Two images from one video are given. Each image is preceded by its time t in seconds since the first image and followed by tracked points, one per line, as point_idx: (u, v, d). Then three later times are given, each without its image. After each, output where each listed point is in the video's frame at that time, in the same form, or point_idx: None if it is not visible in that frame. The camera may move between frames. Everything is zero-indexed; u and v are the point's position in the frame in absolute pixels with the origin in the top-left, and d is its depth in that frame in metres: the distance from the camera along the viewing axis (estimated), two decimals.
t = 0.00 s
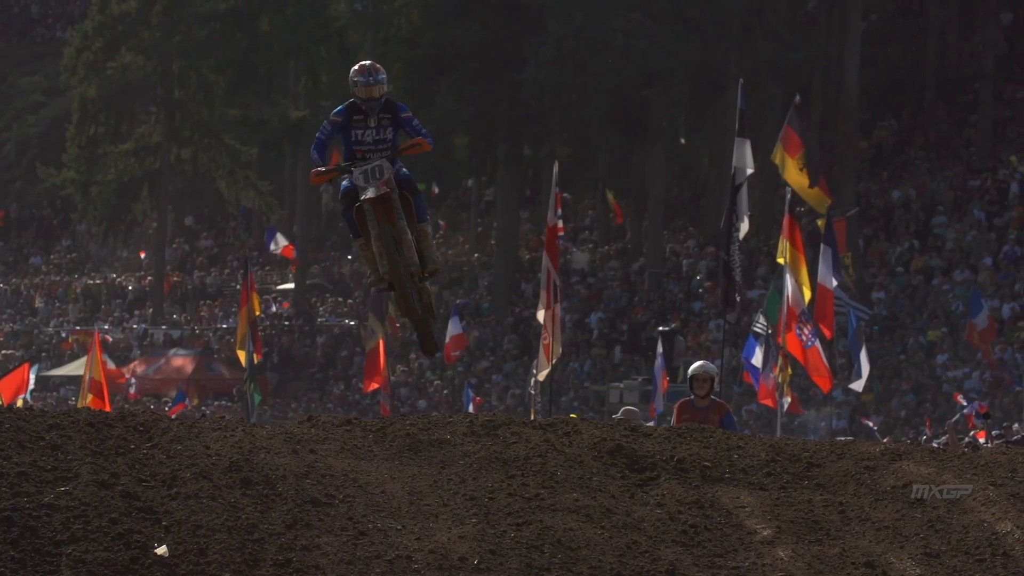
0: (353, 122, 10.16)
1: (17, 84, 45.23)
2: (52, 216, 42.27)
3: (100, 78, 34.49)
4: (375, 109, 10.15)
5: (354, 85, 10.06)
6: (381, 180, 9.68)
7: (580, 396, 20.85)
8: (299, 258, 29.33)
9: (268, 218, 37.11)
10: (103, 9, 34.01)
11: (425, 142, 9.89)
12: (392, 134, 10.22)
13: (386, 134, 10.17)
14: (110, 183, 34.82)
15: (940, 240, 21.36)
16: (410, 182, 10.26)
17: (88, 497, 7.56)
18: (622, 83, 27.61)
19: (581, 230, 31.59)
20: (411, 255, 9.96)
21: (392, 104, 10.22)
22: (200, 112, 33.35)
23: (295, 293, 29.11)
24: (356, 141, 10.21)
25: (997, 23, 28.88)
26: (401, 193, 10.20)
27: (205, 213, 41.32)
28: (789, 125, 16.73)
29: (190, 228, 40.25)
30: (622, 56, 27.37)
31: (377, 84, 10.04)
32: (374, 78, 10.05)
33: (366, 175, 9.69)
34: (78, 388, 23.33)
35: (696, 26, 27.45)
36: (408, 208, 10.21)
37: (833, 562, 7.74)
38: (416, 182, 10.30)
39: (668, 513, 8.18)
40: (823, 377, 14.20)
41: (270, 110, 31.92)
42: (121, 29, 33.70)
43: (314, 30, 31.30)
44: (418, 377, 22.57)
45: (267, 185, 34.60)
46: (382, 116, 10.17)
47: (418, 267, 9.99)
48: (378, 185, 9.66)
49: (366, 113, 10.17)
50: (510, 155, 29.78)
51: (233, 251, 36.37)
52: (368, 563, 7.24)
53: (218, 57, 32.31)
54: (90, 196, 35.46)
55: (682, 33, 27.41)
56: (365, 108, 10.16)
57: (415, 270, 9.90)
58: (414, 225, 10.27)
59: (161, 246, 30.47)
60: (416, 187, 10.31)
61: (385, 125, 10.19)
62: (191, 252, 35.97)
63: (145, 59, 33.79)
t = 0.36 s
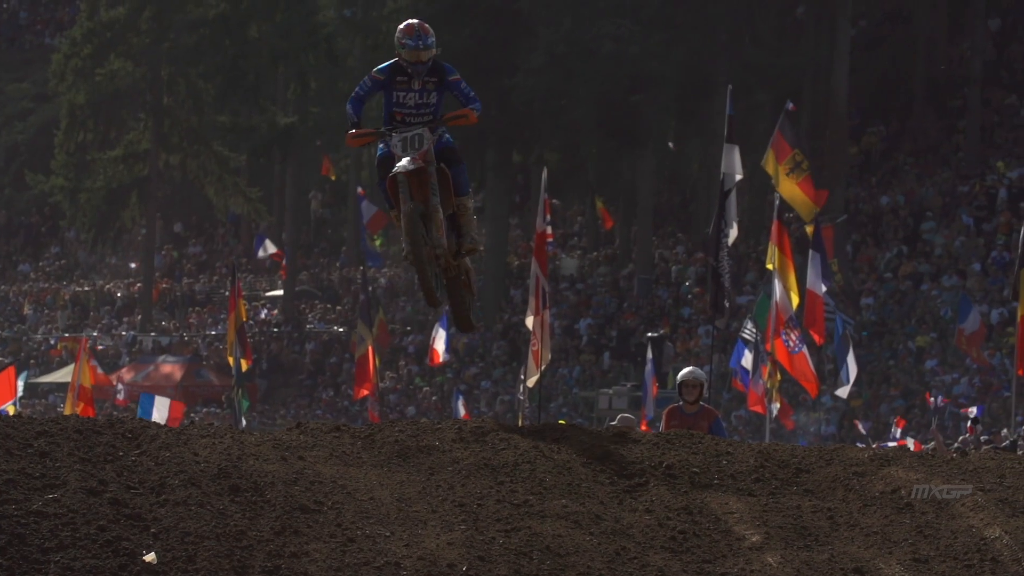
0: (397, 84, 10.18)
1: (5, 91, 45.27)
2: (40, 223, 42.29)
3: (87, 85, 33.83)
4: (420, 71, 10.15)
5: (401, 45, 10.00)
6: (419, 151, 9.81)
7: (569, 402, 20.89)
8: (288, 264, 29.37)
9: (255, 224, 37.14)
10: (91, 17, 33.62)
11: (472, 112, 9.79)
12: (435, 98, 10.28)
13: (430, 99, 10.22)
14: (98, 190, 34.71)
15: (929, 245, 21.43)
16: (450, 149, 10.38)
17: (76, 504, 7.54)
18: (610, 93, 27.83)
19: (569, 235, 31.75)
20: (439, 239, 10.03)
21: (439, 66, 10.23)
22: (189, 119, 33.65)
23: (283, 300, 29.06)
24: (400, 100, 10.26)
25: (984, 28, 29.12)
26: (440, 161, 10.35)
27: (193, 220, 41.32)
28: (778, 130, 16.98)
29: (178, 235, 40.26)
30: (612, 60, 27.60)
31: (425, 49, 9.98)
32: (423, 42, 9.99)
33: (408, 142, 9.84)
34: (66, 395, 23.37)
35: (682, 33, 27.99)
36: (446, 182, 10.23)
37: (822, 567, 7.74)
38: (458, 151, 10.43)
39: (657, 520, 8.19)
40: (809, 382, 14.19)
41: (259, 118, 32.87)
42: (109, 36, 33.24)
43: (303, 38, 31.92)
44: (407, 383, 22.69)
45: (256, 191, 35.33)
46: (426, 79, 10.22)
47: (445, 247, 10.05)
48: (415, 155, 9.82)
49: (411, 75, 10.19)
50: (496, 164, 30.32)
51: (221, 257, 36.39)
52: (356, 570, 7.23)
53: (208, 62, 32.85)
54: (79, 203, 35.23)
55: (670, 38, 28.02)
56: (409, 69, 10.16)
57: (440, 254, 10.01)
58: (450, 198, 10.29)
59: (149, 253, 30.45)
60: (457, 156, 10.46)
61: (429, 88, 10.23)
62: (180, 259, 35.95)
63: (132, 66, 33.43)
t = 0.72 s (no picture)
0: (420, 97, 10.04)
1: None
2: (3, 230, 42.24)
3: (51, 90, 34.23)
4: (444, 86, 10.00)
5: (426, 57, 9.81)
6: (442, 171, 9.72)
7: (530, 410, 20.87)
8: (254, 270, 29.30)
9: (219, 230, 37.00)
10: (55, 23, 33.20)
11: (504, 138, 9.61)
12: (457, 114, 10.15)
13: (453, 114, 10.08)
14: (61, 196, 34.06)
15: (891, 254, 21.53)
16: (472, 163, 10.28)
17: (36, 510, 7.53)
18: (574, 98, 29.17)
19: (534, 243, 32.05)
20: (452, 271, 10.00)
21: (464, 82, 10.09)
22: (152, 124, 33.62)
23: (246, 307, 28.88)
24: (423, 113, 10.12)
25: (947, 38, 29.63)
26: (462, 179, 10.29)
27: (156, 227, 41.16)
28: (741, 138, 17.22)
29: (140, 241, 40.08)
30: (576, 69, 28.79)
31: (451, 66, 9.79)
32: (449, 57, 9.81)
33: (430, 159, 9.75)
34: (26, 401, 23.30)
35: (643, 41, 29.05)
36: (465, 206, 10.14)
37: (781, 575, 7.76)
38: (481, 167, 10.34)
39: (618, 529, 8.21)
40: (768, 391, 14.20)
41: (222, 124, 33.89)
42: (71, 42, 32.85)
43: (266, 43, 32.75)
44: (369, 391, 22.66)
45: (218, 199, 34.97)
46: (451, 94, 10.06)
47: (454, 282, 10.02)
48: (438, 176, 9.73)
49: (435, 89, 10.04)
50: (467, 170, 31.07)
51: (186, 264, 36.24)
52: None
53: (171, 69, 33.26)
54: (40, 209, 34.65)
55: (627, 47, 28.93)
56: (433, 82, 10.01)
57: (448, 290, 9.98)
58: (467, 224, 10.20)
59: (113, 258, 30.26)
60: (479, 173, 10.37)
61: (452, 103, 10.09)
62: (143, 265, 35.74)
63: (97, 71, 33.19)
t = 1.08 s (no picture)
0: (449, 159, 9.56)
1: None
2: None
3: (20, 95, 33.30)
4: (475, 150, 9.55)
5: (456, 119, 9.31)
6: (484, 241, 9.01)
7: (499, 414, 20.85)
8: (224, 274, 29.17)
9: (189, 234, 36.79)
10: (23, 27, 33.22)
11: (552, 218, 8.83)
12: (488, 180, 9.71)
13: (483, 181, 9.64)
14: (31, 200, 33.32)
15: (861, 257, 21.63)
16: (512, 237, 9.69)
17: (4, 515, 7.47)
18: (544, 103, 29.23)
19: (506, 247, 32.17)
20: (487, 350, 9.18)
21: (496, 146, 9.64)
22: (120, 128, 33.35)
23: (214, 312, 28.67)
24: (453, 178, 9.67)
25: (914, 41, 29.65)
26: (500, 255, 9.64)
27: (126, 231, 40.93)
28: (713, 140, 17.30)
29: (109, 244, 39.83)
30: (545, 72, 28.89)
31: (484, 129, 9.28)
32: (483, 119, 9.31)
33: (472, 228, 9.00)
34: None
35: (616, 43, 29.33)
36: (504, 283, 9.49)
37: None
38: (522, 243, 9.75)
39: (588, 532, 8.23)
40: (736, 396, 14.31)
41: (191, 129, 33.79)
42: (42, 46, 32.78)
43: (235, 46, 33.37)
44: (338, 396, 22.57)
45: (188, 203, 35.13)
46: (482, 158, 9.61)
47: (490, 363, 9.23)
48: (480, 246, 9.01)
49: (466, 152, 9.57)
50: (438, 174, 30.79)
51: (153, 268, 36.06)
52: None
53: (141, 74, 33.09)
54: (10, 214, 34.25)
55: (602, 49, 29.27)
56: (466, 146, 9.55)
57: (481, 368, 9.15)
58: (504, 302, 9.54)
59: (82, 263, 30.03)
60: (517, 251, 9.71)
61: (482, 168, 9.63)
62: (112, 270, 35.52)
63: (65, 75, 32.84)
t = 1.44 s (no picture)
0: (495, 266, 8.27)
1: None
2: None
3: None
4: (522, 257, 8.23)
5: (502, 226, 8.02)
6: (538, 329, 7.61)
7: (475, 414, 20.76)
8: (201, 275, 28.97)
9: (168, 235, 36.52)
10: None
11: (610, 297, 7.98)
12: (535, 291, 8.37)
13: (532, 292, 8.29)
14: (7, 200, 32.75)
15: (839, 256, 21.52)
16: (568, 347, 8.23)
17: None
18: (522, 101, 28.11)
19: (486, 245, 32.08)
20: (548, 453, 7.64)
21: (543, 253, 8.36)
22: (98, 130, 32.82)
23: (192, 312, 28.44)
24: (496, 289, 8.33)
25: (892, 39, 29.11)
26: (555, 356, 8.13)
27: (105, 231, 40.56)
28: (691, 138, 16.78)
29: (87, 245, 39.46)
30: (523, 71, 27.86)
31: (537, 232, 7.95)
32: (533, 223, 7.97)
33: (525, 315, 7.62)
34: None
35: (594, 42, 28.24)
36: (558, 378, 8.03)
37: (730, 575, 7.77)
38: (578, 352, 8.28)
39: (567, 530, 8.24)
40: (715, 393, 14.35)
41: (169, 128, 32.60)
42: (17, 46, 32.11)
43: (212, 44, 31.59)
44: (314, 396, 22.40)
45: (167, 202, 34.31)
46: (529, 267, 8.30)
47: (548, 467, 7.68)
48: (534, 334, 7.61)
49: (512, 261, 8.29)
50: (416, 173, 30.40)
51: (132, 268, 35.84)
52: None
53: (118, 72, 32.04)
54: None
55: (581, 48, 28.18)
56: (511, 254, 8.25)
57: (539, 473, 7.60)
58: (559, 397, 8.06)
59: (59, 264, 29.83)
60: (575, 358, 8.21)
61: (531, 277, 8.31)
62: (90, 270, 35.33)
63: (43, 76, 32.32)
